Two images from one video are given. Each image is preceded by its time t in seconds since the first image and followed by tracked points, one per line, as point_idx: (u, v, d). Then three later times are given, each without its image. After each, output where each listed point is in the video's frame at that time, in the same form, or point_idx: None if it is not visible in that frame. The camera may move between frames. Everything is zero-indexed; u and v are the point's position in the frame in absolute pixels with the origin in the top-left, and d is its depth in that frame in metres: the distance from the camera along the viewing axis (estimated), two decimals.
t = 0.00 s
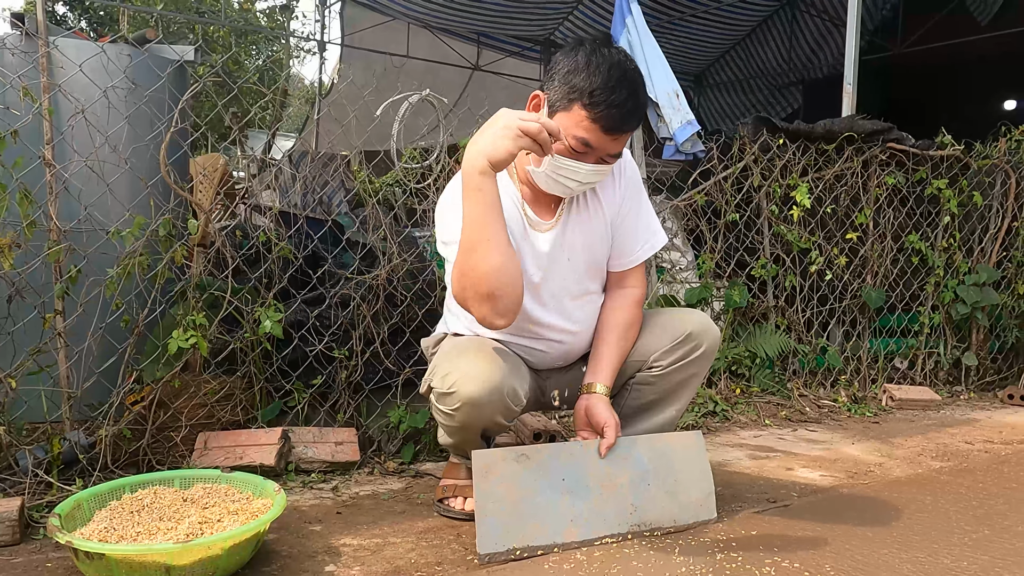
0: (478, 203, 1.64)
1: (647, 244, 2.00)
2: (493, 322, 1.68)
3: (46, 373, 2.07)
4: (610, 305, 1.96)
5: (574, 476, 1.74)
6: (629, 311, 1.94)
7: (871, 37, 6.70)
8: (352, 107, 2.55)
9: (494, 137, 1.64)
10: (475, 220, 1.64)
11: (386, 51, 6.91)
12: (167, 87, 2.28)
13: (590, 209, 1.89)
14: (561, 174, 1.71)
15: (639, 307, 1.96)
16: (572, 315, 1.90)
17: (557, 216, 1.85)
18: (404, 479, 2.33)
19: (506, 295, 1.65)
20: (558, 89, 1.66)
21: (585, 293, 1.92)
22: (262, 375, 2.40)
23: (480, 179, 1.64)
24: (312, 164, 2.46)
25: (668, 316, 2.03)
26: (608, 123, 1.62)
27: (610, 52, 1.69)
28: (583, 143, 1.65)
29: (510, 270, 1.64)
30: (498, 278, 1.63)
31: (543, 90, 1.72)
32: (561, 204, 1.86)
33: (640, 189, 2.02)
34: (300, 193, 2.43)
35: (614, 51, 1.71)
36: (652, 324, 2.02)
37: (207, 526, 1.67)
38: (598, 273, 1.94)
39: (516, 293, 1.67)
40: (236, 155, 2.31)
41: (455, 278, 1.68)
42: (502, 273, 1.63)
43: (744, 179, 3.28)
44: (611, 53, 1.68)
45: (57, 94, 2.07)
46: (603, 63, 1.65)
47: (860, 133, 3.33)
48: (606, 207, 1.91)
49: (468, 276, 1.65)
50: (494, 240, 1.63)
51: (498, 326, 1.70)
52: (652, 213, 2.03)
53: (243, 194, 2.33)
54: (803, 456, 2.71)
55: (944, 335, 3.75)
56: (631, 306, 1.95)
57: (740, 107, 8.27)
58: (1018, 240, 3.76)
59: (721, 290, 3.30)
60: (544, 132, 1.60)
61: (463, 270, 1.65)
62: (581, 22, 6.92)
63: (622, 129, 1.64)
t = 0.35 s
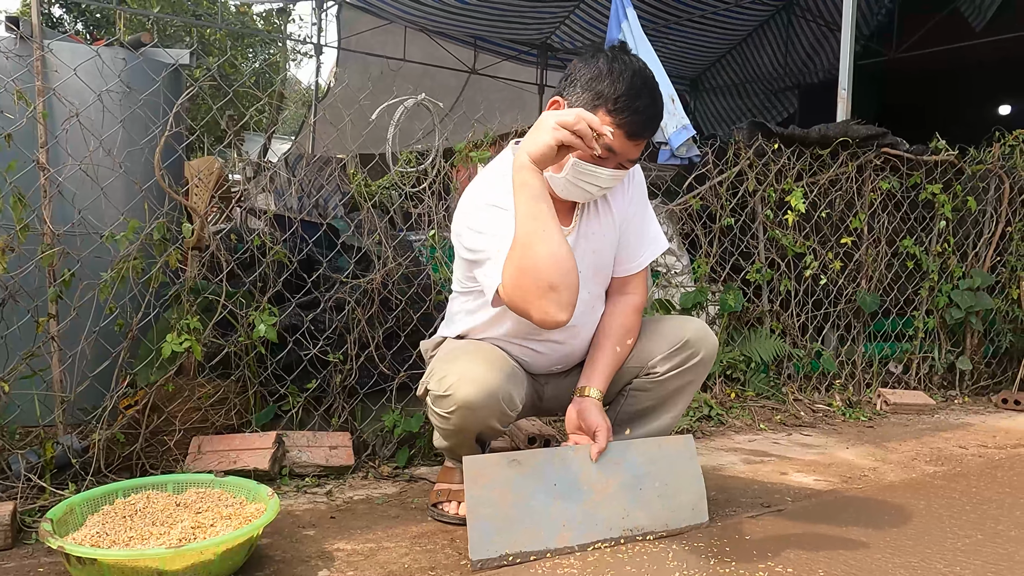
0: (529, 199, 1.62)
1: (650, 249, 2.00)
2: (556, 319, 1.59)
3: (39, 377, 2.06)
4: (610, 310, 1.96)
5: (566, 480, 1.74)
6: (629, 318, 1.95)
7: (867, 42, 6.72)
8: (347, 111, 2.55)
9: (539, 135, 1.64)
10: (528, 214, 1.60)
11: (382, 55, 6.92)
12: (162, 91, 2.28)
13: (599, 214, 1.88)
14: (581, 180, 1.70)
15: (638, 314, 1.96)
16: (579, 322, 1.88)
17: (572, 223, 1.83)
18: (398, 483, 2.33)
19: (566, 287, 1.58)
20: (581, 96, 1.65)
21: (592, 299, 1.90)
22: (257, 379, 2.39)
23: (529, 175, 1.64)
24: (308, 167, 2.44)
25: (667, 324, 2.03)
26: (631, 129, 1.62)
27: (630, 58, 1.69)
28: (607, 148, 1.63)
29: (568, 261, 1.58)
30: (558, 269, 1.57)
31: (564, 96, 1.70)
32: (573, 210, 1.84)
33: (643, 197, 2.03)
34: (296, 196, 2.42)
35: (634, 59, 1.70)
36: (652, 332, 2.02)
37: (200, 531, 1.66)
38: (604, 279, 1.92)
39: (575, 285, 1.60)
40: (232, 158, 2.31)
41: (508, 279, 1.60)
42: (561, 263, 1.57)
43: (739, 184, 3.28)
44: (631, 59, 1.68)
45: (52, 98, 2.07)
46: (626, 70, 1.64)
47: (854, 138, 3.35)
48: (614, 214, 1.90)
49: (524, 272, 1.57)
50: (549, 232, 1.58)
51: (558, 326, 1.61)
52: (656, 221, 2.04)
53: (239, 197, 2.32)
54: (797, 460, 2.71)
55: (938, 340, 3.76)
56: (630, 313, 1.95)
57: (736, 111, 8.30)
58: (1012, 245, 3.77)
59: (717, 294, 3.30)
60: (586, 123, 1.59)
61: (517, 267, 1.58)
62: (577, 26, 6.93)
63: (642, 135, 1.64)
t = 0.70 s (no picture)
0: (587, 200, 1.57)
1: (658, 259, 2.03)
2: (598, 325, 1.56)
3: (31, 380, 2.04)
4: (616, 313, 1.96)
5: (561, 484, 1.74)
6: (633, 324, 1.95)
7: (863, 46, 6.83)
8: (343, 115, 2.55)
9: (602, 138, 1.59)
10: (590, 215, 1.55)
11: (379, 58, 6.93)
12: (157, 93, 2.27)
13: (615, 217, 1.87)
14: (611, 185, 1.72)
15: (642, 320, 1.97)
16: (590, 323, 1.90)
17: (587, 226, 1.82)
18: (393, 487, 2.32)
19: (615, 293, 1.56)
20: (616, 103, 1.66)
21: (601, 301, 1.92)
22: (252, 382, 2.39)
23: (592, 178, 1.57)
24: (304, 170, 2.44)
25: (669, 329, 2.03)
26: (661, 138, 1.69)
27: (662, 69, 1.72)
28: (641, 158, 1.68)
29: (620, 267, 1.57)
30: (612, 273, 1.55)
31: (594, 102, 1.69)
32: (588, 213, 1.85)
33: (656, 206, 2.04)
34: (292, 199, 2.43)
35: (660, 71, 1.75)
36: (654, 337, 2.02)
37: (193, 535, 1.66)
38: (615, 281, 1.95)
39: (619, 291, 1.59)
40: (228, 160, 2.30)
41: (558, 278, 1.53)
42: (615, 269, 1.56)
43: (735, 188, 3.29)
44: (663, 71, 1.72)
45: (46, 100, 2.07)
46: (657, 82, 1.69)
47: (850, 143, 3.36)
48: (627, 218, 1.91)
49: (581, 272, 1.52)
50: (605, 237, 1.55)
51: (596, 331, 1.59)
52: (665, 232, 2.07)
53: (236, 199, 2.32)
54: (792, 464, 2.71)
55: (934, 344, 3.76)
56: (635, 318, 1.95)
57: (734, 115, 8.27)
58: (1007, 250, 3.78)
59: (712, 298, 3.30)
60: (654, 133, 1.60)
61: (572, 267, 1.52)
62: (574, 29, 6.95)
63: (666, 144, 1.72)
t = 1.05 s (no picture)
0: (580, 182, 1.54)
1: (660, 268, 2.02)
2: (577, 309, 1.52)
3: (24, 383, 2.05)
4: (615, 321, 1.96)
5: (554, 489, 1.74)
6: (632, 330, 1.95)
7: (859, 51, 6.83)
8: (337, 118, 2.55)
9: (602, 120, 1.56)
10: (580, 196, 1.52)
11: (376, 61, 6.94)
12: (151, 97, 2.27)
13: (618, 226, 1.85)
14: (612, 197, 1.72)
15: (640, 328, 1.97)
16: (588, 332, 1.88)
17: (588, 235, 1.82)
18: (387, 491, 2.32)
19: (597, 278, 1.51)
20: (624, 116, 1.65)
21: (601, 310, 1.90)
22: (245, 386, 2.39)
23: (588, 160, 1.54)
24: (299, 174, 2.42)
25: (665, 335, 2.03)
26: (669, 153, 1.63)
27: (672, 85, 1.71)
28: (642, 169, 1.67)
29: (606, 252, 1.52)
30: (595, 257, 1.50)
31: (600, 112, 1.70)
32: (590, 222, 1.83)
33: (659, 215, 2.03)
34: (288, 200, 2.42)
35: (675, 86, 1.71)
36: (651, 343, 2.03)
37: (185, 540, 1.65)
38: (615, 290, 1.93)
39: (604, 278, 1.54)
40: (225, 162, 2.31)
41: (539, 260, 1.53)
42: (600, 253, 1.50)
43: (730, 192, 3.29)
44: (672, 86, 1.70)
45: (41, 104, 2.07)
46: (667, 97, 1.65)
47: (845, 147, 3.36)
48: (630, 227, 1.88)
49: (562, 254, 1.49)
50: (592, 220, 1.51)
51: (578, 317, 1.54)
52: (667, 240, 2.06)
53: (232, 202, 2.32)
54: (786, 468, 2.71)
55: (928, 348, 3.77)
56: (634, 325, 1.96)
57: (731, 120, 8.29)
58: (1001, 254, 3.79)
59: (707, 302, 3.30)
60: (655, 111, 1.51)
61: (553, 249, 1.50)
62: (572, 33, 6.96)
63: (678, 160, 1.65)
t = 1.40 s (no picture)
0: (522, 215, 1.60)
1: (649, 271, 2.02)
2: (507, 336, 1.59)
3: (19, 385, 2.04)
4: (603, 323, 1.96)
5: (550, 492, 1.74)
6: (622, 333, 1.95)
7: (857, 55, 6.85)
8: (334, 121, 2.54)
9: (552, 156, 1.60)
10: (518, 228, 1.58)
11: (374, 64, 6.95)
12: (148, 99, 2.27)
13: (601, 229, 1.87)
14: (586, 203, 1.68)
15: (631, 330, 1.97)
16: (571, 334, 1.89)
17: (572, 238, 1.82)
18: (382, 494, 2.32)
19: (529, 310, 1.57)
20: (595, 121, 1.62)
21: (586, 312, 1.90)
22: (241, 388, 2.38)
23: (532, 196, 1.60)
24: (297, 177, 2.43)
25: (658, 337, 2.03)
26: (637, 158, 1.58)
27: (648, 88, 1.65)
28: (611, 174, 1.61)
29: (538, 285, 1.57)
30: (525, 289, 1.55)
31: (577, 117, 1.67)
32: (575, 227, 1.84)
33: (647, 218, 2.03)
34: (285, 201, 2.42)
35: (652, 88, 1.67)
36: (643, 345, 2.02)
37: (179, 542, 1.65)
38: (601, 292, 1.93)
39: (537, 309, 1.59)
40: (222, 164, 2.32)
41: (478, 283, 1.61)
42: (532, 285, 1.56)
43: (727, 195, 3.29)
44: (648, 90, 1.65)
45: (37, 105, 2.07)
46: (641, 101, 1.61)
47: (841, 151, 3.37)
48: (613, 230, 1.91)
49: (494, 282, 1.57)
50: (528, 252, 1.57)
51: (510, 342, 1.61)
52: (656, 243, 2.04)
53: (229, 204, 2.32)
54: (782, 471, 2.72)
55: (925, 351, 3.78)
56: (624, 328, 1.96)
57: (728, 122, 8.25)
58: (997, 258, 3.80)
59: (703, 305, 3.31)
60: (599, 157, 1.52)
61: (489, 275, 1.58)
62: (570, 36, 6.97)
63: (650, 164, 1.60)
